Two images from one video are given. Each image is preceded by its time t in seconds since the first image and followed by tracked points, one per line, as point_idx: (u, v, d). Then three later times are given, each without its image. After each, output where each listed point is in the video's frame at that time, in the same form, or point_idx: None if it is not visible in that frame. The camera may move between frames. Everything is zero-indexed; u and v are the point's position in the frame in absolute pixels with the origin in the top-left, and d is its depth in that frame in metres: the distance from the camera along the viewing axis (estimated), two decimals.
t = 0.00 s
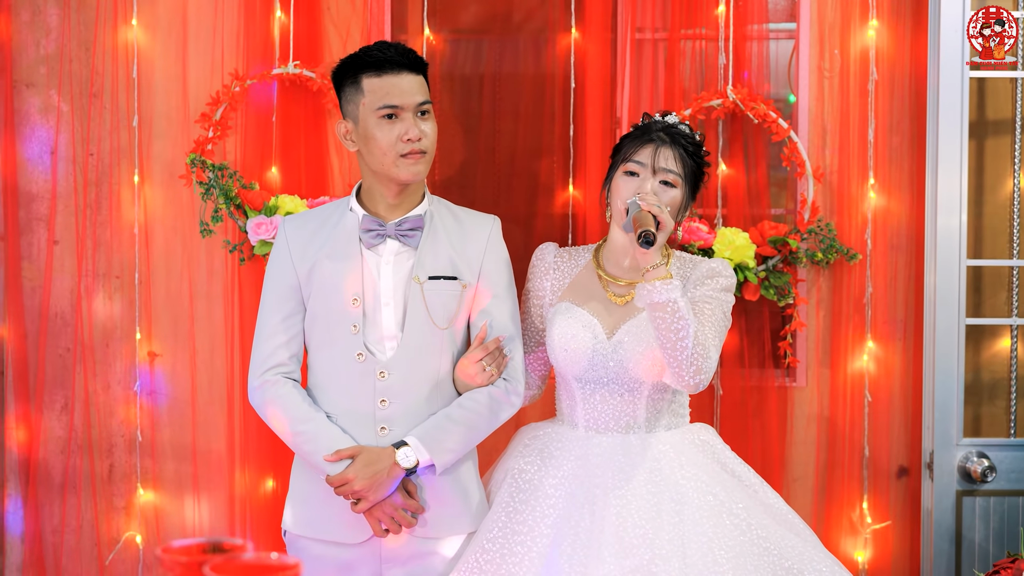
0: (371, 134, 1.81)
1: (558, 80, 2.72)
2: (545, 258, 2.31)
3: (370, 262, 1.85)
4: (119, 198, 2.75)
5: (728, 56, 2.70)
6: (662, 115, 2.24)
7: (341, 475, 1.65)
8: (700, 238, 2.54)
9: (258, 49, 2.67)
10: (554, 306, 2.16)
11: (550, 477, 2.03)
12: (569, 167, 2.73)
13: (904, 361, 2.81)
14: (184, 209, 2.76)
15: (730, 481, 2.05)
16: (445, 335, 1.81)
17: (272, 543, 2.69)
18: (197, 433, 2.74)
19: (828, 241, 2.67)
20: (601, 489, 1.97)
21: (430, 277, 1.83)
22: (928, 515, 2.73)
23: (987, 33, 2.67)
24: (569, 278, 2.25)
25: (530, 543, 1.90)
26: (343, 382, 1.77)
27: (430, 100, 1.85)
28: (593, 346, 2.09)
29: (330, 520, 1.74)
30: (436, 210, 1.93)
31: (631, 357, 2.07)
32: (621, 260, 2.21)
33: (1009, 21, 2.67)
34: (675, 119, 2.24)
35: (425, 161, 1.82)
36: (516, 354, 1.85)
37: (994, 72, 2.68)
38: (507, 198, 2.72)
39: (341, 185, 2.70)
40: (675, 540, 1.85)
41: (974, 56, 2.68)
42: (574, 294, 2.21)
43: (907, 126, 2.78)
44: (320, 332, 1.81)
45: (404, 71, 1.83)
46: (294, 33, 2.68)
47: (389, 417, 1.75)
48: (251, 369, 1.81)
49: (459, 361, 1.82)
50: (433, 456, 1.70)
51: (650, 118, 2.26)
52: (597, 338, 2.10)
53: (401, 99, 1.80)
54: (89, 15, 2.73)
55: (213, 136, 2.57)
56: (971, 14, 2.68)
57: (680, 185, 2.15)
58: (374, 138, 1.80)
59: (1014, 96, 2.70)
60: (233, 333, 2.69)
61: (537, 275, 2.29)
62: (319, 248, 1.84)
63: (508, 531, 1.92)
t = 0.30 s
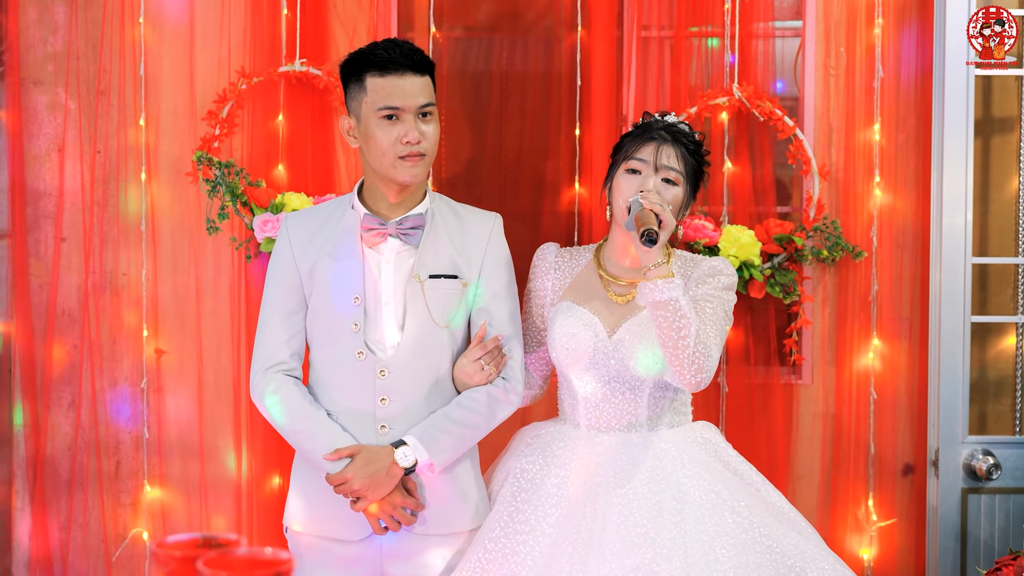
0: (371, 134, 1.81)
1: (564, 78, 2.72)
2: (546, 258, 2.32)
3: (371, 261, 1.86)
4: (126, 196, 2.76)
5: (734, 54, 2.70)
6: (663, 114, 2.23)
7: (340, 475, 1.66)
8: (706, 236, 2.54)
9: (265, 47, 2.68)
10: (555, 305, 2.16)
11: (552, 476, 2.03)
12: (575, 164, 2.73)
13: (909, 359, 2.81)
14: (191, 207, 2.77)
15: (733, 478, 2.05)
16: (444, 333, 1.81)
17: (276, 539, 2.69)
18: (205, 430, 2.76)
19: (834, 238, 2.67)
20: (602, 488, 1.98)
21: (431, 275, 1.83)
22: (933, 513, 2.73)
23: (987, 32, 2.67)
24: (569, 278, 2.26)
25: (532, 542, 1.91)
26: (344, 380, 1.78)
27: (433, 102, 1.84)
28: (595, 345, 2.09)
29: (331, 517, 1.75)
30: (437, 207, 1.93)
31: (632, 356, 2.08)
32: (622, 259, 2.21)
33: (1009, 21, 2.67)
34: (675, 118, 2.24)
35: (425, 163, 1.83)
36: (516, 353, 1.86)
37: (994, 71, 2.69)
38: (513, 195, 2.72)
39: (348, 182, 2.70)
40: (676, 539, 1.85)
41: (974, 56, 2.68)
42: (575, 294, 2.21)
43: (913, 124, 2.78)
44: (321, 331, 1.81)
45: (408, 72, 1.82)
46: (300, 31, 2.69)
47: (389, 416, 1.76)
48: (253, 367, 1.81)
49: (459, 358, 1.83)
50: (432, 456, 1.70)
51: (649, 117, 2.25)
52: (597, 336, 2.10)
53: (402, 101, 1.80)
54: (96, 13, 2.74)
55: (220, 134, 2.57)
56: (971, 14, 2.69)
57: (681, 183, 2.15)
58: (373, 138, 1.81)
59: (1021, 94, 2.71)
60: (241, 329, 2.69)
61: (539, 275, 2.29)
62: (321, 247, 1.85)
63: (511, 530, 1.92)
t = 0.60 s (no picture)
0: (367, 135, 1.83)
1: (568, 77, 2.73)
2: (546, 258, 2.33)
3: (372, 258, 1.87)
4: (131, 194, 2.77)
5: (738, 53, 2.71)
6: (661, 114, 2.24)
7: (337, 470, 1.66)
8: (710, 235, 2.55)
9: (270, 46, 2.68)
10: (556, 304, 2.16)
11: (553, 474, 2.04)
12: (579, 163, 2.73)
13: (912, 358, 2.82)
14: (195, 206, 2.78)
15: (733, 477, 2.06)
16: (444, 331, 1.82)
17: (279, 537, 2.71)
18: (209, 428, 2.77)
19: (836, 238, 2.68)
20: (603, 486, 1.98)
21: (431, 273, 1.84)
22: (936, 512, 2.74)
23: (987, 32, 2.67)
24: (570, 277, 2.26)
25: (533, 540, 1.92)
26: (344, 377, 1.78)
27: (429, 101, 1.84)
28: (595, 344, 2.10)
29: (332, 514, 1.76)
30: (439, 206, 1.94)
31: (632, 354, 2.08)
32: (622, 258, 2.22)
33: (1009, 21, 2.66)
34: (673, 117, 2.25)
35: (420, 163, 1.83)
36: (516, 352, 1.86)
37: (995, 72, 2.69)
38: (516, 194, 2.73)
39: (353, 181, 2.71)
40: (676, 536, 1.86)
41: (973, 56, 2.69)
42: (576, 293, 2.22)
43: (916, 124, 2.79)
44: (322, 328, 1.82)
45: (403, 72, 1.82)
46: (305, 30, 2.70)
47: (388, 413, 1.77)
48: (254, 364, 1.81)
49: (458, 357, 1.83)
50: (429, 453, 1.72)
51: (648, 118, 2.27)
52: (598, 335, 2.10)
53: (396, 101, 1.81)
54: (102, 13, 2.75)
55: (225, 133, 2.59)
56: (971, 14, 2.69)
57: (680, 183, 2.16)
58: (369, 139, 1.82)
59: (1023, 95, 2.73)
60: (246, 327, 2.71)
61: (539, 275, 2.30)
62: (323, 244, 1.86)
63: (512, 529, 1.93)
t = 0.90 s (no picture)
0: (362, 135, 1.84)
1: (569, 77, 2.73)
2: (546, 258, 2.33)
3: (372, 257, 1.88)
4: (133, 193, 2.77)
5: (738, 53, 2.71)
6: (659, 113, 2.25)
7: (337, 467, 1.66)
8: (710, 234, 2.55)
9: (271, 46, 2.69)
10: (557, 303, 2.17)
11: (555, 473, 2.04)
12: (580, 163, 2.74)
13: (912, 357, 2.82)
14: (197, 204, 2.79)
15: (734, 475, 2.06)
16: (443, 329, 1.83)
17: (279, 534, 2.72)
18: (210, 427, 2.77)
19: (837, 237, 2.68)
20: (604, 484, 1.99)
21: (430, 272, 1.85)
22: (936, 511, 2.74)
23: (987, 32, 2.68)
24: (570, 277, 2.27)
25: (536, 539, 1.91)
26: (344, 375, 1.79)
27: (425, 102, 1.83)
28: (596, 342, 2.11)
29: (332, 512, 1.76)
30: (439, 206, 1.95)
31: (633, 352, 2.09)
32: (622, 257, 2.22)
33: (1009, 21, 2.68)
34: (671, 116, 2.26)
35: (414, 163, 1.83)
36: (516, 351, 1.87)
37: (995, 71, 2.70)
38: (517, 193, 2.73)
39: (354, 180, 2.72)
40: (678, 534, 1.86)
41: (974, 56, 2.69)
42: (576, 292, 2.22)
43: (916, 123, 2.79)
44: (322, 326, 1.83)
45: (398, 73, 1.82)
46: (307, 30, 2.71)
47: (388, 411, 1.77)
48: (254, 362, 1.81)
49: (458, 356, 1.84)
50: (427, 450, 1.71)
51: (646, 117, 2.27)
52: (598, 334, 2.11)
53: (390, 102, 1.81)
54: (103, 12, 2.76)
55: (226, 132, 2.59)
56: (971, 14, 2.70)
57: (679, 182, 2.16)
58: (364, 138, 1.83)
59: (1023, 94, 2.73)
60: (247, 328, 2.72)
61: (540, 274, 2.30)
62: (323, 243, 1.87)
63: (514, 527, 1.92)
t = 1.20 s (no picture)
0: (360, 126, 1.87)
1: (569, 76, 2.74)
2: (546, 257, 2.34)
3: (374, 256, 1.89)
4: (134, 192, 2.78)
5: (738, 52, 2.72)
6: (657, 112, 2.26)
7: (338, 466, 1.66)
8: (711, 233, 2.56)
9: (272, 45, 2.70)
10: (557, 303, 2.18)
11: (556, 471, 2.05)
12: (579, 162, 2.75)
13: (911, 355, 2.83)
14: (198, 203, 2.79)
15: (735, 472, 2.07)
16: (445, 328, 1.84)
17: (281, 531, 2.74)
18: (210, 426, 2.77)
19: (837, 235, 2.67)
20: (605, 482, 1.99)
21: (431, 271, 1.86)
22: (934, 509, 2.75)
23: (987, 32, 2.70)
24: (571, 276, 2.28)
25: (535, 537, 1.93)
26: (346, 373, 1.80)
27: (421, 95, 1.86)
28: (597, 341, 2.11)
29: (333, 510, 1.77)
30: (440, 205, 1.96)
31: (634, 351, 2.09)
32: (622, 256, 2.23)
33: (1009, 21, 2.69)
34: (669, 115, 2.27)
35: (406, 155, 1.84)
36: (516, 350, 1.88)
37: (995, 71, 2.71)
38: (517, 192, 2.74)
39: (354, 180, 2.73)
40: (678, 531, 1.87)
41: (974, 56, 2.70)
42: (577, 291, 2.23)
43: (915, 123, 2.80)
44: (324, 324, 1.84)
45: (397, 65, 1.86)
46: (308, 29, 2.71)
47: (389, 409, 1.78)
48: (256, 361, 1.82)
49: (459, 356, 1.84)
50: (429, 450, 1.73)
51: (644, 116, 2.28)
52: (600, 333, 2.11)
53: (387, 93, 1.85)
54: (105, 11, 2.77)
55: (227, 131, 2.60)
56: (971, 14, 2.71)
57: (679, 181, 2.17)
58: (362, 128, 1.87)
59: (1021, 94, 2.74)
60: (247, 327, 2.73)
61: (541, 273, 2.31)
62: (325, 241, 1.87)
63: (514, 526, 1.94)
